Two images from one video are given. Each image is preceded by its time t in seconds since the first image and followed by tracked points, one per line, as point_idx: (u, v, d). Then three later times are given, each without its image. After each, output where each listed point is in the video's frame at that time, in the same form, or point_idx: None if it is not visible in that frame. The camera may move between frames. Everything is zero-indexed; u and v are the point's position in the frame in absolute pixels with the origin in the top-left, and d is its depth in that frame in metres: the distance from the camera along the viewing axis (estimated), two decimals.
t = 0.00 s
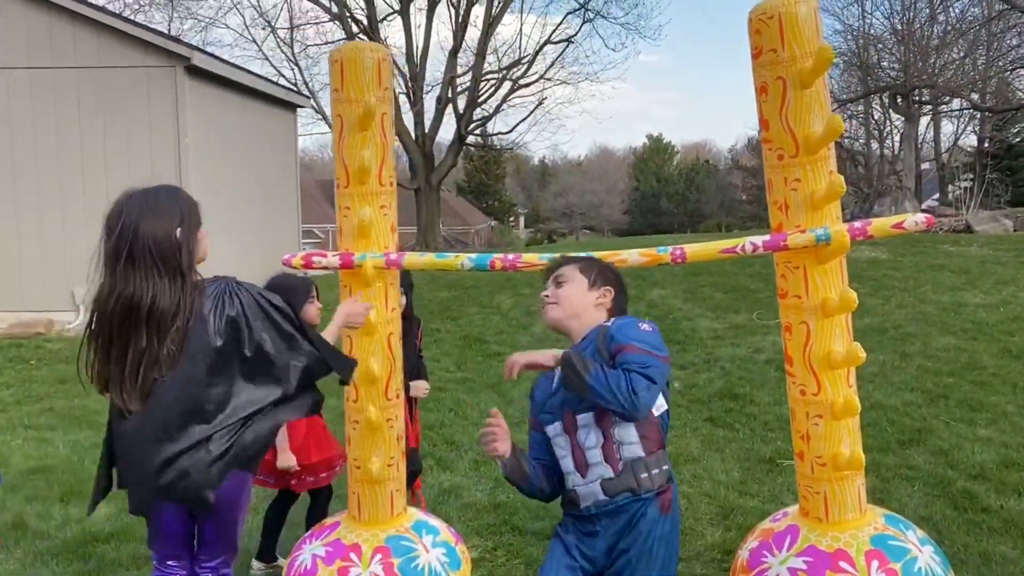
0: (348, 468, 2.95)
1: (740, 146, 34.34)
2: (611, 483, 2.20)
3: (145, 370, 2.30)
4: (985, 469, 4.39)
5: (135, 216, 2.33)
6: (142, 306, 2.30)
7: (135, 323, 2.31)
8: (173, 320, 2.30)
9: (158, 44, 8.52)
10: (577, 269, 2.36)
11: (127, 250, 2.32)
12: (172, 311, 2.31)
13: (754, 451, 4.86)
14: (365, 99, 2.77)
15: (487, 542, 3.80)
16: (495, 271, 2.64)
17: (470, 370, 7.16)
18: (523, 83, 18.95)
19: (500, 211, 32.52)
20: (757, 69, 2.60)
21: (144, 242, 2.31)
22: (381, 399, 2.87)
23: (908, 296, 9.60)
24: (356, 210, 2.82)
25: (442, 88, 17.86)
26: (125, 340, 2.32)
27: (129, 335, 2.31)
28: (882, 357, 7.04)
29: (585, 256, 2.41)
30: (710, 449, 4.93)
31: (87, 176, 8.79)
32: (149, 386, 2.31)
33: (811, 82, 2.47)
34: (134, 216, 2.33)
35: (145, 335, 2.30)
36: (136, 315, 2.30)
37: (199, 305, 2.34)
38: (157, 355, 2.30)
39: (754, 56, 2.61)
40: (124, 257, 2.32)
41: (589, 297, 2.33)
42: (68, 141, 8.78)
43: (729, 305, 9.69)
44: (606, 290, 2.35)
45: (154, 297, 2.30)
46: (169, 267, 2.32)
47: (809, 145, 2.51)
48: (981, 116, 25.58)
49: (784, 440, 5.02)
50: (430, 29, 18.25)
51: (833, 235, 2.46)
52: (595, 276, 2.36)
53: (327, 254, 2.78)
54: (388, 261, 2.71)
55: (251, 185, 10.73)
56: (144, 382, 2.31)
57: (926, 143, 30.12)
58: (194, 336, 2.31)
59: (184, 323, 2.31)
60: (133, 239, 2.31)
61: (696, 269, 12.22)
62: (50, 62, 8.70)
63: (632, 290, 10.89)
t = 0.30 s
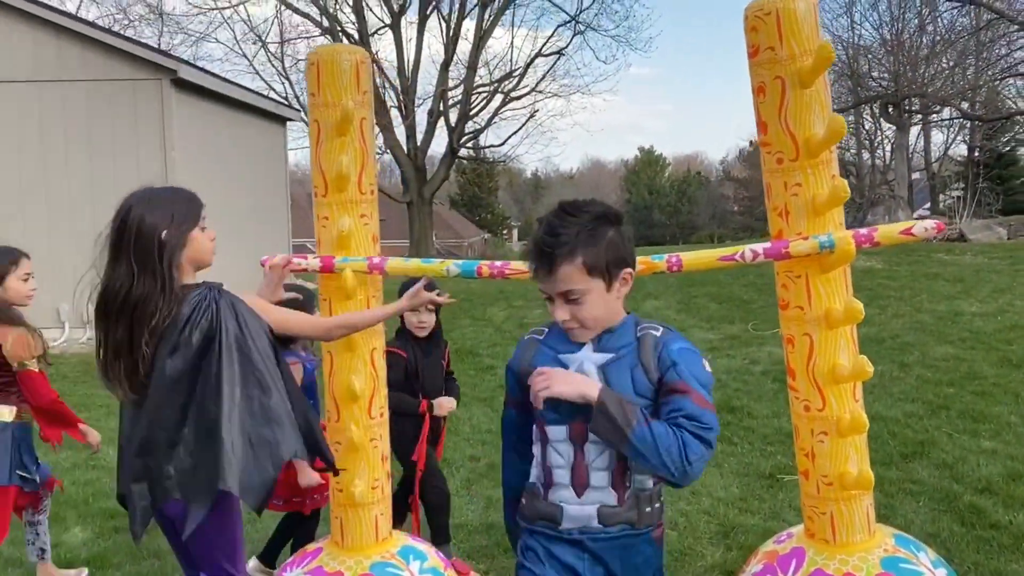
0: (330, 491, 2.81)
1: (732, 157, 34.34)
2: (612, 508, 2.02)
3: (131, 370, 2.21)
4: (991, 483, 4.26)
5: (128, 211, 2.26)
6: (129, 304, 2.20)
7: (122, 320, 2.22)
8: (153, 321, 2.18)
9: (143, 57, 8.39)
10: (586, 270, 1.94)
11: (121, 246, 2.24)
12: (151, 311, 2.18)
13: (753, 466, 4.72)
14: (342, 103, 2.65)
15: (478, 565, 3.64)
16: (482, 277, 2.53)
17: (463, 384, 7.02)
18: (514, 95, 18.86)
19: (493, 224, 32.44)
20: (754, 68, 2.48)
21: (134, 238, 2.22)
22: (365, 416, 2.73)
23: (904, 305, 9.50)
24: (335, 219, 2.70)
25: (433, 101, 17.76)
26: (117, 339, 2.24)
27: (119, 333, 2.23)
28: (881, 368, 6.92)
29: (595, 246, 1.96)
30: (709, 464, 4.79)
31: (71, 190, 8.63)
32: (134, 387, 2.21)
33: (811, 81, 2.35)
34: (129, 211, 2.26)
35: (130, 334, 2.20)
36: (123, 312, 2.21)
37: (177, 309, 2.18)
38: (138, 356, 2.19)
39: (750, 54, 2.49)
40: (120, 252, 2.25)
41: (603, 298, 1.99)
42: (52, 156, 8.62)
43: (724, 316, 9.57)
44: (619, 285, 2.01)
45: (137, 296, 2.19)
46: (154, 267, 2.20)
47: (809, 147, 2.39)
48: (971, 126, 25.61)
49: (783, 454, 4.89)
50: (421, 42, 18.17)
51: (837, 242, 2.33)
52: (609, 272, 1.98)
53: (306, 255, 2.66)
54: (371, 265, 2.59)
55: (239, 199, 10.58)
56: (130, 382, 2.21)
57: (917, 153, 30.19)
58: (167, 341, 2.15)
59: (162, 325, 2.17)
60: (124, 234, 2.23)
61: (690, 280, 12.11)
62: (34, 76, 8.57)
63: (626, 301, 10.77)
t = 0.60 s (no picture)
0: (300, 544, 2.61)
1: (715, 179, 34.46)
2: None
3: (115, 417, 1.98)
4: (993, 521, 4.12)
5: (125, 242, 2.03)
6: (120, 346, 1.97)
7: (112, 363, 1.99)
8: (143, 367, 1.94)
9: (118, 81, 8.19)
10: (512, 369, 1.38)
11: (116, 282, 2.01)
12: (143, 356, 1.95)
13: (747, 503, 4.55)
14: (317, 130, 2.50)
15: None
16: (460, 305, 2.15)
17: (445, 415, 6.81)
18: (498, 119, 18.82)
19: (478, 245, 32.36)
20: (752, 93, 2.35)
21: (129, 272, 1.99)
22: (338, 464, 2.55)
23: (893, 330, 9.40)
24: (308, 252, 2.52)
25: (417, 124, 17.66)
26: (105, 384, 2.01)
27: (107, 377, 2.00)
28: (873, 396, 6.79)
29: (520, 333, 1.38)
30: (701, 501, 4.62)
31: (43, 217, 8.38)
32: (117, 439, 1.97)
33: (814, 107, 2.22)
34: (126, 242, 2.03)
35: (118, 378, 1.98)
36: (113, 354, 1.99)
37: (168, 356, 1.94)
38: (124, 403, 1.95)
39: (749, 78, 2.36)
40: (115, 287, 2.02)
41: (549, 396, 1.44)
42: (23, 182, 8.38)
43: (712, 342, 9.43)
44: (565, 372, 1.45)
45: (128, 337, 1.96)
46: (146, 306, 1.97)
47: (812, 177, 2.25)
48: (951, 148, 25.80)
49: (778, 490, 4.72)
50: (404, 65, 18.10)
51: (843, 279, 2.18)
52: (547, 363, 1.40)
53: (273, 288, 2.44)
54: (342, 295, 2.36)
55: (217, 225, 10.37)
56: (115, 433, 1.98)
57: (898, 175, 30.41)
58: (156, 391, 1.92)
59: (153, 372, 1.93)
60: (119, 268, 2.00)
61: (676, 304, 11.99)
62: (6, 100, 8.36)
63: (613, 326, 10.61)
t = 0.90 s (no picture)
0: None
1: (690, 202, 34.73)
2: None
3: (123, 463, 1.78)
4: (968, 547, 4.13)
5: (139, 273, 1.91)
6: (132, 384, 1.82)
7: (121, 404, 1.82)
8: (164, 403, 1.80)
9: (90, 103, 8.10)
10: (426, 428, 1.21)
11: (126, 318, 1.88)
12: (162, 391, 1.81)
13: (724, 531, 4.53)
14: (281, 159, 2.46)
15: None
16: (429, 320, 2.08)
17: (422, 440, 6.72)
18: (475, 141, 18.86)
19: (454, 267, 32.29)
20: (722, 126, 2.35)
21: (146, 304, 1.87)
22: (307, 499, 2.50)
23: (867, 354, 9.47)
24: (272, 284, 2.47)
25: (393, 146, 17.64)
26: (111, 429, 1.83)
27: (115, 420, 1.83)
28: (847, 421, 6.82)
29: (444, 393, 1.19)
30: (678, 529, 4.59)
31: (11, 240, 8.24)
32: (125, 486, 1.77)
33: (783, 141, 2.23)
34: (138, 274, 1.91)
35: (129, 420, 1.80)
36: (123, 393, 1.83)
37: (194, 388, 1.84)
38: (138, 446, 1.77)
39: (718, 110, 2.36)
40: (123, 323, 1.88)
41: (474, 475, 1.22)
42: None
43: (688, 365, 9.45)
44: (499, 455, 1.22)
45: (143, 373, 1.82)
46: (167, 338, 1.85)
47: (782, 210, 2.26)
48: (922, 173, 26.20)
49: (755, 518, 4.71)
50: (381, 88, 18.12)
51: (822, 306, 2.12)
52: (470, 436, 1.20)
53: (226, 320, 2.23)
54: (300, 320, 2.22)
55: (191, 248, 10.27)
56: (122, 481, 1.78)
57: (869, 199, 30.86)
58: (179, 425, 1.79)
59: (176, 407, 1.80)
60: (132, 300, 1.87)
61: (652, 328, 12.00)
62: None
63: (589, 350, 10.60)
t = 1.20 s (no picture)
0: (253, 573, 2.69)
1: (667, 209, 34.98)
2: None
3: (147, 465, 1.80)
4: (930, 545, 4.26)
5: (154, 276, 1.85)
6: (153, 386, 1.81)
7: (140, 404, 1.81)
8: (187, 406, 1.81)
9: (67, 104, 8.07)
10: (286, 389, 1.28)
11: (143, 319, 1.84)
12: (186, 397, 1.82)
13: (695, 530, 4.64)
14: (277, 165, 2.60)
15: None
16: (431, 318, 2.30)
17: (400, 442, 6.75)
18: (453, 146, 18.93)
19: (432, 272, 32.25)
20: (698, 135, 2.46)
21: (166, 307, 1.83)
22: (292, 493, 2.63)
23: (838, 359, 9.64)
24: (265, 283, 2.61)
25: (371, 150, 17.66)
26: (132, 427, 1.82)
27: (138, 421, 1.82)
28: (817, 424, 6.97)
29: (287, 362, 1.23)
30: (649, 528, 4.69)
31: None
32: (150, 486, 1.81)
33: (755, 149, 2.34)
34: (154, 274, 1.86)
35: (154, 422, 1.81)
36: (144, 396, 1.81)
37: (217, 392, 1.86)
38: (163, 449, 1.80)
39: (695, 121, 2.47)
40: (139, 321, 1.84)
41: (296, 447, 1.26)
42: None
43: (663, 370, 9.57)
44: (307, 446, 1.21)
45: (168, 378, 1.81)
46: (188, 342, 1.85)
47: (752, 216, 2.37)
48: (894, 181, 26.57)
49: (725, 517, 4.82)
50: (359, 92, 18.14)
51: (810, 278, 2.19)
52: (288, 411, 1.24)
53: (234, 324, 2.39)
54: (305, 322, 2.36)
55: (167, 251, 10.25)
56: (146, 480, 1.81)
57: (843, 206, 31.24)
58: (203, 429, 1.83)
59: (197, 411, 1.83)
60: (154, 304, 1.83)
61: (628, 333, 12.14)
62: None
63: (566, 354, 10.71)
